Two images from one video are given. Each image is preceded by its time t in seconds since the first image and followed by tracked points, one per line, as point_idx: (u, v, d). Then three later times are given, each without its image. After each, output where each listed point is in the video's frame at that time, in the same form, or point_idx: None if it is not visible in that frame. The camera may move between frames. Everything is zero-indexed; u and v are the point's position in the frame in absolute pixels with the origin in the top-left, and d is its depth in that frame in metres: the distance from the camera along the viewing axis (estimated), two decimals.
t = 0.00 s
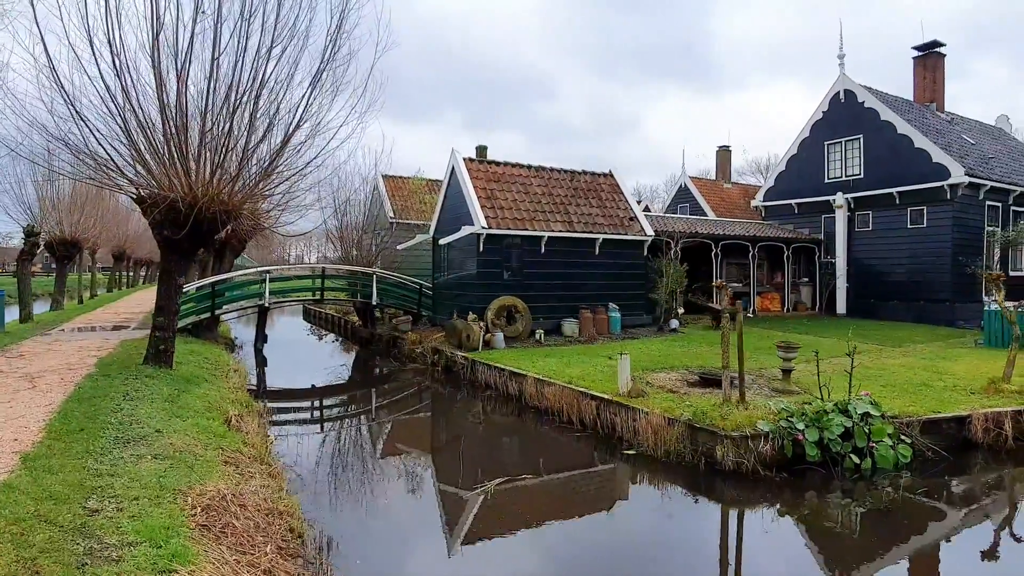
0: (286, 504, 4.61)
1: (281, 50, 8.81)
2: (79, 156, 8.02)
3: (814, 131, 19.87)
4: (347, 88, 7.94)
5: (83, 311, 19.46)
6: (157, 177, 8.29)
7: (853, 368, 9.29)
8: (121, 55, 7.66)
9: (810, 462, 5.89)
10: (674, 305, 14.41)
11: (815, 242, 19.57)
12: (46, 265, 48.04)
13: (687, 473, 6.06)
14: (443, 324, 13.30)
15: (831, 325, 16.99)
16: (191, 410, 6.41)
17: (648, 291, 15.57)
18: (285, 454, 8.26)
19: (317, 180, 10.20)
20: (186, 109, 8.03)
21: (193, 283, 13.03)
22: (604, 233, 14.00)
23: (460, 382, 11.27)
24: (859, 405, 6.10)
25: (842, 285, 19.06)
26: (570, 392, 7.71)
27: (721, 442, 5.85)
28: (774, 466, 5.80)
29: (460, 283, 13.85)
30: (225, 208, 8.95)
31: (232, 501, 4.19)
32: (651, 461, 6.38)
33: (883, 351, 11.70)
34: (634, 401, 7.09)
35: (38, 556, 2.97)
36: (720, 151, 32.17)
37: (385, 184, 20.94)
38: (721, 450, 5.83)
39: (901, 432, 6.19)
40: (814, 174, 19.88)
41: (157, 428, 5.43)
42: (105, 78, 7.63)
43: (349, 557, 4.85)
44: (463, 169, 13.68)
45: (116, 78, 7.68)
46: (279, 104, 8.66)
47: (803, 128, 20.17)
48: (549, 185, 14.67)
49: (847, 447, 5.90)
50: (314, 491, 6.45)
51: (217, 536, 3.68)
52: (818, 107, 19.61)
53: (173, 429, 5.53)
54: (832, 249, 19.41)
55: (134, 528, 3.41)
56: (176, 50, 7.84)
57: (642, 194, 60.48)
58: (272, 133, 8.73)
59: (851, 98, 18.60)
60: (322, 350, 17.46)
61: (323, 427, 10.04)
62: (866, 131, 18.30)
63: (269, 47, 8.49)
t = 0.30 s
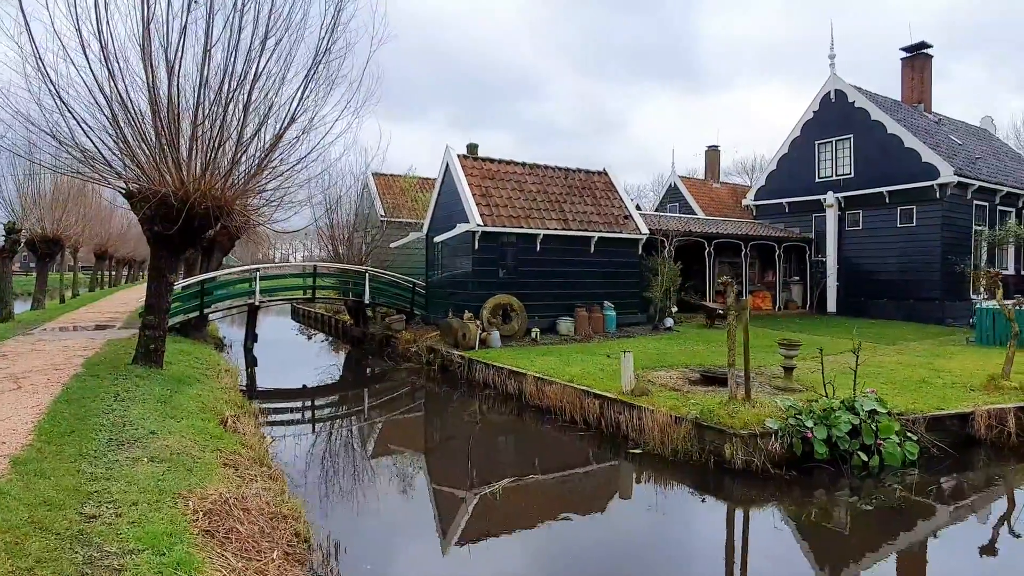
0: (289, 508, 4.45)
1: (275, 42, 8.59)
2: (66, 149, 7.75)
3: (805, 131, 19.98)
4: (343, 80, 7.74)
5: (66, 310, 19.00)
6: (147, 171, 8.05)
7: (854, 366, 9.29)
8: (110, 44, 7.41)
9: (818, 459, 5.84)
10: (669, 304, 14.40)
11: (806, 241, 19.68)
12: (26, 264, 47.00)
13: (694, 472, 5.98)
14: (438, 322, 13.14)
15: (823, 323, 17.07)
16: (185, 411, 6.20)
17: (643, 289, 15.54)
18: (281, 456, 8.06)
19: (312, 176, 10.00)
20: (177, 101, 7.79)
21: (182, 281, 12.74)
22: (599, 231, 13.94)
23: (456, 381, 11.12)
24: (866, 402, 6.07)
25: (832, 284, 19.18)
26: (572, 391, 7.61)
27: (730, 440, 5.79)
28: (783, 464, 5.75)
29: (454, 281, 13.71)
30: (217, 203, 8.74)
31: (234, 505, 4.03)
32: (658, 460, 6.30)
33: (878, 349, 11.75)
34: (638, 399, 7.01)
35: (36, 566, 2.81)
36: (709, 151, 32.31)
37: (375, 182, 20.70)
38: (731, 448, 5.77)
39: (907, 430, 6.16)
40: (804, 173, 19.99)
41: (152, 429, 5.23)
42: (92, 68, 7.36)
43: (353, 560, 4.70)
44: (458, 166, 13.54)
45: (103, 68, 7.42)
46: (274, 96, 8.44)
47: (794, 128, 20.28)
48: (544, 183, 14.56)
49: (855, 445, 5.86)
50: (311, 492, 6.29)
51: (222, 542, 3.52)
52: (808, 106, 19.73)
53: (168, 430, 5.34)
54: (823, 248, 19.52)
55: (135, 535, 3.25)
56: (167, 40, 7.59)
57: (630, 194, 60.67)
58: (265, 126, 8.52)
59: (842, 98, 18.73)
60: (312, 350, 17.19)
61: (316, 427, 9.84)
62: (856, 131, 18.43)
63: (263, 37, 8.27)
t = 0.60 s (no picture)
0: (300, 518, 4.29)
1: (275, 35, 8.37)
2: (59, 145, 7.53)
3: (801, 131, 19.99)
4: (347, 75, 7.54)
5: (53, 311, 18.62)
6: (144, 168, 7.83)
7: (860, 367, 9.23)
8: (104, 36, 7.19)
9: (835, 463, 5.74)
10: (669, 304, 14.33)
11: (802, 241, 19.68)
12: (12, 263, 46.21)
13: (709, 477, 5.86)
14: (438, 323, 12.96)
15: (821, 323, 17.08)
16: (185, 415, 6.02)
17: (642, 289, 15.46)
18: (282, 461, 7.88)
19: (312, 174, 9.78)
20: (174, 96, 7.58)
21: (177, 281, 12.50)
22: (599, 231, 13.83)
23: (457, 382, 10.96)
24: (881, 405, 5.99)
25: (829, 284, 19.21)
26: (580, 393, 7.48)
27: (745, 444, 5.68)
28: (800, 468, 5.65)
29: (454, 280, 13.55)
30: (216, 202, 8.53)
31: (244, 516, 3.86)
32: (671, 464, 6.17)
33: (880, 348, 11.73)
34: (649, 402, 6.88)
35: None
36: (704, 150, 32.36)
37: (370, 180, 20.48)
38: (747, 452, 5.65)
39: (922, 432, 6.10)
40: (801, 173, 20.00)
41: (154, 436, 5.05)
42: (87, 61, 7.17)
43: (363, 570, 4.53)
44: (457, 164, 13.38)
45: (98, 62, 7.21)
46: (274, 91, 8.21)
47: (790, 128, 20.29)
48: (543, 182, 14.42)
49: (871, 448, 5.79)
50: (316, 498, 6.13)
51: (235, 556, 3.36)
52: (805, 106, 19.74)
53: (170, 436, 5.17)
54: (820, 248, 19.53)
55: (143, 551, 3.08)
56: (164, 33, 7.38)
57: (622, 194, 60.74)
58: (265, 123, 8.31)
59: (838, 98, 18.76)
60: (307, 351, 16.95)
61: (314, 429, 9.64)
62: (853, 131, 18.46)
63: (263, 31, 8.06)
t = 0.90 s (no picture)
0: (315, 527, 4.14)
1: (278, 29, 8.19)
2: (57, 142, 7.33)
3: (801, 131, 19.97)
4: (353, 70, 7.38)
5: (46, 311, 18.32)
6: (144, 166, 7.63)
7: (868, 367, 9.16)
8: (103, 30, 6.99)
9: (855, 467, 5.64)
10: (671, 304, 14.23)
11: (802, 241, 19.64)
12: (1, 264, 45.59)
13: (727, 481, 5.74)
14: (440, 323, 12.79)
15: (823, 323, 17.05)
16: (189, 420, 5.84)
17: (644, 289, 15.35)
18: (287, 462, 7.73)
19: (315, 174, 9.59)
20: (175, 91, 7.39)
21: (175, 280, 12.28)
22: (602, 231, 13.72)
23: (460, 384, 10.80)
24: (901, 406, 5.89)
25: (829, 284, 19.18)
26: (591, 395, 7.35)
27: (766, 448, 5.55)
28: (821, 472, 5.54)
29: (456, 281, 13.39)
30: (218, 200, 8.35)
31: (259, 526, 3.71)
32: (688, 468, 6.04)
33: (886, 348, 11.68)
34: (663, 405, 6.75)
35: None
36: (700, 151, 32.37)
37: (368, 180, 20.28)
38: (767, 456, 5.53)
39: (941, 434, 6.01)
40: (801, 174, 19.98)
41: (159, 442, 4.87)
42: (85, 55, 6.97)
43: None
44: (459, 163, 13.22)
45: (97, 56, 7.02)
46: (277, 87, 8.03)
47: (790, 128, 20.26)
48: (546, 181, 14.28)
49: (892, 450, 5.69)
50: (327, 504, 5.96)
51: (252, 569, 3.20)
52: (805, 106, 19.72)
53: (176, 442, 4.99)
54: (820, 248, 19.50)
55: (158, 566, 2.92)
56: (165, 26, 7.19)
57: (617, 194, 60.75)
58: (267, 120, 8.13)
59: (838, 98, 18.76)
60: (305, 353, 16.73)
61: (314, 431, 9.44)
62: (853, 131, 18.46)
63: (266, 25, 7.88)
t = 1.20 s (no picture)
0: (333, 536, 4.00)
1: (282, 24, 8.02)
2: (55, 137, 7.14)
3: (801, 130, 19.95)
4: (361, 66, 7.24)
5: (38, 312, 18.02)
6: (145, 163, 7.46)
7: (876, 367, 9.10)
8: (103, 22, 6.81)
9: (876, 469, 5.55)
10: (674, 304, 14.15)
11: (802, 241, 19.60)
12: None
13: (746, 484, 5.63)
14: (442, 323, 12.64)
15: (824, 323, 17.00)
16: (194, 423, 5.69)
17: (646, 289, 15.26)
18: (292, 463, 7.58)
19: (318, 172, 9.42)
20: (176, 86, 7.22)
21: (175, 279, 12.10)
22: (605, 230, 13.62)
23: (464, 384, 10.66)
24: (919, 407, 5.80)
25: (830, 283, 19.15)
26: (602, 396, 7.23)
27: (786, 451, 5.45)
28: (841, 474, 5.45)
29: (458, 280, 13.25)
30: (220, 198, 8.17)
31: (276, 535, 3.58)
32: (705, 471, 5.93)
33: (891, 348, 11.64)
34: (676, 406, 6.63)
35: None
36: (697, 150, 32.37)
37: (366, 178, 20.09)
38: (787, 459, 5.43)
39: (960, 435, 5.92)
40: (801, 173, 19.95)
41: (166, 447, 4.73)
42: (85, 48, 6.79)
43: None
44: (462, 162, 13.08)
45: (97, 49, 6.84)
46: (281, 83, 7.86)
47: (790, 127, 20.24)
48: (548, 181, 14.15)
49: (912, 452, 5.60)
50: (336, 508, 5.81)
51: None
52: (806, 106, 19.70)
53: (183, 447, 4.85)
54: (820, 248, 19.48)
55: None
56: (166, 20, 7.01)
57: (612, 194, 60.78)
58: (271, 116, 7.96)
59: (839, 97, 18.75)
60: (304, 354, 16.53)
61: (315, 433, 9.27)
62: (853, 130, 18.45)
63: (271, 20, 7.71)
